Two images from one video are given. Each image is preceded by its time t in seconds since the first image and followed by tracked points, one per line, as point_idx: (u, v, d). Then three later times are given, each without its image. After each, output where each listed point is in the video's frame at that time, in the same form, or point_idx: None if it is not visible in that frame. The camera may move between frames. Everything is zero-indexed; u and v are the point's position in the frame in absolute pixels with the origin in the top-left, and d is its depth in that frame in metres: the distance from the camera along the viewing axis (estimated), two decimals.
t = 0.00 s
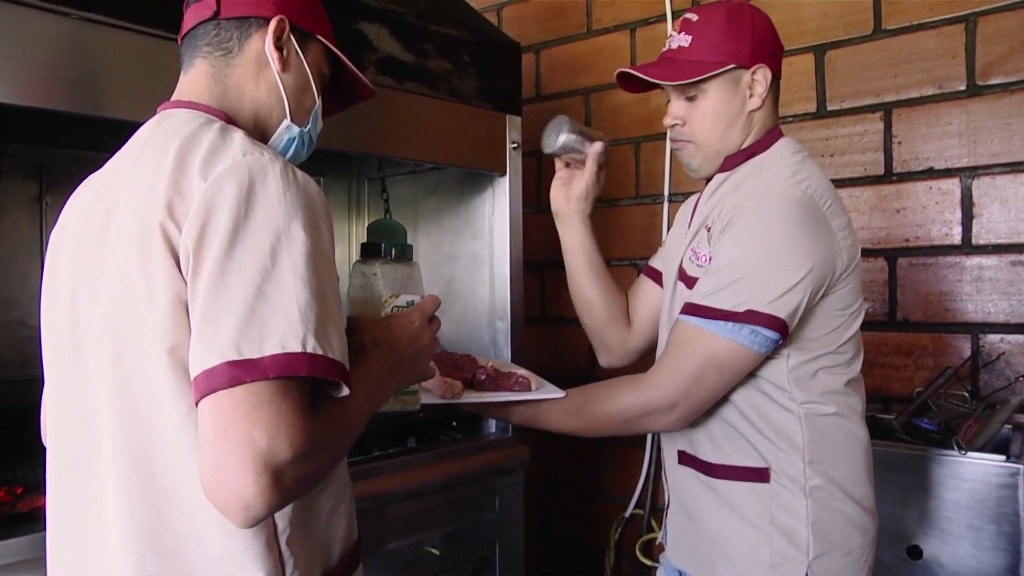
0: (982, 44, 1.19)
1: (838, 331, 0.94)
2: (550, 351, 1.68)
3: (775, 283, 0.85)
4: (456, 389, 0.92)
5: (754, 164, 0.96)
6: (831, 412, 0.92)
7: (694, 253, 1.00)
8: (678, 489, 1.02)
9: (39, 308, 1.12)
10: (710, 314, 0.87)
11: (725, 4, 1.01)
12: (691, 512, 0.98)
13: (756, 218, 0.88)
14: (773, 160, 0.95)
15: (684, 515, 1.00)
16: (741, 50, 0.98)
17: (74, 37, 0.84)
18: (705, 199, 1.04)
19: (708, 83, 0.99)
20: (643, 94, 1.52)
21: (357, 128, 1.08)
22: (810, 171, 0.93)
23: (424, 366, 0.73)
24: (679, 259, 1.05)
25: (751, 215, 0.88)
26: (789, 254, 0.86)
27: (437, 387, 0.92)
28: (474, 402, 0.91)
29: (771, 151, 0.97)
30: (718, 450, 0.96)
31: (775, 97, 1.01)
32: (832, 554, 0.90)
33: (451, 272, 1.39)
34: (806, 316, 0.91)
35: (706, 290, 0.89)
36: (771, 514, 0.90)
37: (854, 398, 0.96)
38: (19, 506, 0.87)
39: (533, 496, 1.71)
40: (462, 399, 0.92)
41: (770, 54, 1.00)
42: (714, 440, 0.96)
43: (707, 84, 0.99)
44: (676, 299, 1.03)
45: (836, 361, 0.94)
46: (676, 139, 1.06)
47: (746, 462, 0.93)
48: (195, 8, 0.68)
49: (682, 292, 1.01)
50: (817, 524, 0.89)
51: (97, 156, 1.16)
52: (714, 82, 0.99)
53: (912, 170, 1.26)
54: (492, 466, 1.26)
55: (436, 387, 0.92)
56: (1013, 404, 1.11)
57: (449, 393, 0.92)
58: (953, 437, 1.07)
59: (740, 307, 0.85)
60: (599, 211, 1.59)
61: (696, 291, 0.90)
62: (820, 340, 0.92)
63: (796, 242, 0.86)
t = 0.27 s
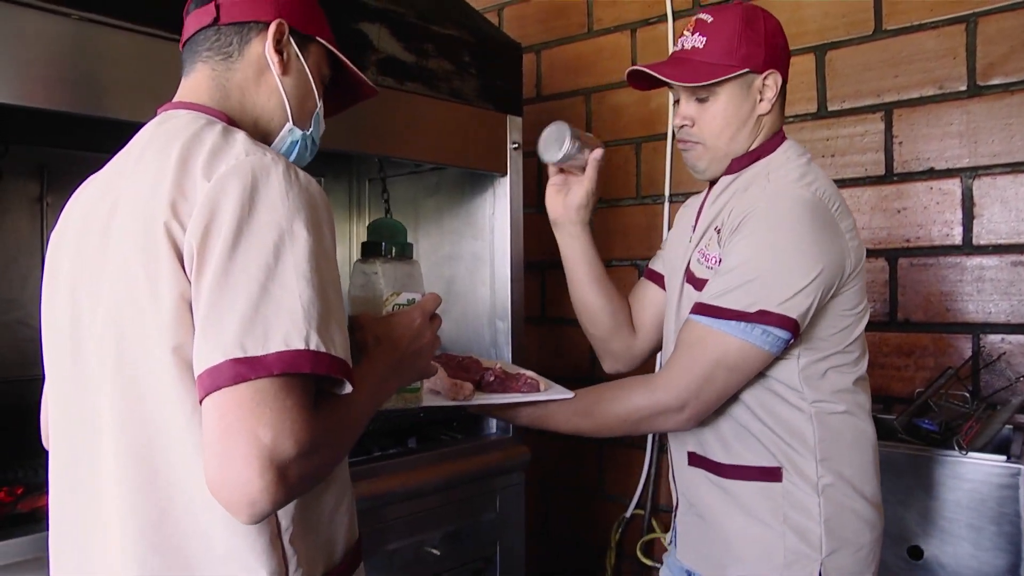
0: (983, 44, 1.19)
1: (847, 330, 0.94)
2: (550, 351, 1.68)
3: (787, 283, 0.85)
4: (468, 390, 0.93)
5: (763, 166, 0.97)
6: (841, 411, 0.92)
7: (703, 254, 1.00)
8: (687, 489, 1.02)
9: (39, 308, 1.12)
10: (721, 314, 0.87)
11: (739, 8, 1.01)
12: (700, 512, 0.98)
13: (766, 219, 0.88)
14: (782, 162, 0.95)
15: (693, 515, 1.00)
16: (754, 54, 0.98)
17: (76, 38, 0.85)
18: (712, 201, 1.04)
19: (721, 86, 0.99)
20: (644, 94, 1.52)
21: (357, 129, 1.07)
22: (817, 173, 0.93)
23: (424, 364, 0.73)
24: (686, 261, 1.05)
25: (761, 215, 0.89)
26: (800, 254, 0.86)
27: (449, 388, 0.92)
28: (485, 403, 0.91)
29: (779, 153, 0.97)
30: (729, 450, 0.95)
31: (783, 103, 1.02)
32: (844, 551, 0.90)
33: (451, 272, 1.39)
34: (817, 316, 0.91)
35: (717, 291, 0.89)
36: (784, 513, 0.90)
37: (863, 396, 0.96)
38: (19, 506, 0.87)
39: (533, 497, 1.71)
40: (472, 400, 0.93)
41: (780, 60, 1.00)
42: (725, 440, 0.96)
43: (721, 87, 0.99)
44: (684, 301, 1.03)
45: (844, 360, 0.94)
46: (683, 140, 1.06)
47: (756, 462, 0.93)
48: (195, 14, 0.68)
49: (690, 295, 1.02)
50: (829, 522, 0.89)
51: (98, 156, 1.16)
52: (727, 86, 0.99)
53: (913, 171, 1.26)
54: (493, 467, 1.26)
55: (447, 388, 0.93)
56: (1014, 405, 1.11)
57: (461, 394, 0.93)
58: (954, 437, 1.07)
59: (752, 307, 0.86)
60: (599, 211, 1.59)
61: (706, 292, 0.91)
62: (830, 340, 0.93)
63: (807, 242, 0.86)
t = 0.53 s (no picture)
0: (983, 45, 1.19)
1: (848, 331, 0.94)
2: (550, 351, 1.68)
3: (789, 284, 0.85)
4: (473, 391, 0.94)
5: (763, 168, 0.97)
6: (845, 411, 0.92)
7: (705, 257, 1.00)
8: (691, 491, 1.02)
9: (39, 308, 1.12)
10: (723, 315, 0.87)
11: (737, 12, 1.00)
12: (705, 513, 0.98)
13: (768, 221, 0.88)
14: (782, 164, 0.95)
15: (699, 516, 1.00)
16: (749, 59, 0.97)
17: (76, 39, 0.85)
18: (713, 204, 1.04)
19: (715, 89, 0.99)
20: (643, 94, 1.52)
21: (357, 131, 1.08)
22: (816, 174, 0.93)
23: (420, 362, 0.73)
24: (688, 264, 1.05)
25: (763, 217, 0.89)
26: (802, 255, 0.86)
27: (455, 390, 0.93)
28: (488, 403, 0.92)
29: (779, 155, 0.98)
30: (733, 452, 0.95)
31: (780, 107, 1.01)
32: (847, 551, 0.90)
33: (451, 272, 1.39)
34: (819, 317, 0.91)
35: (719, 293, 0.89)
36: (787, 513, 0.90)
37: (865, 396, 0.96)
38: (19, 506, 0.87)
39: (533, 497, 1.71)
40: (474, 400, 0.93)
41: (778, 65, 0.99)
42: (729, 442, 0.96)
43: (714, 90, 0.99)
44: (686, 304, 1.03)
45: (846, 361, 0.94)
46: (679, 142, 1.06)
47: (762, 462, 0.93)
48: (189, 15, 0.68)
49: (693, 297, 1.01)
50: (833, 521, 0.89)
51: (98, 157, 1.16)
52: (721, 90, 0.99)
53: (913, 171, 1.26)
54: (493, 467, 1.26)
55: (452, 389, 0.93)
56: (1014, 405, 1.11)
57: (466, 395, 0.93)
58: (954, 438, 1.07)
59: (754, 308, 0.86)
60: (599, 212, 1.59)
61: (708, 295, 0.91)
62: (832, 340, 0.93)
63: (808, 243, 0.86)
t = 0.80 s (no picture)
0: (982, 46, 1.19)
1: (842, 332, 0.94)
2: (550, 353, 1.68)
3: (783, 285, 0.85)
4: (470, 391, 0.93)
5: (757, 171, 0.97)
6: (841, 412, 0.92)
7: (699, 260, 1.00)
8: (689, 493, 1.02)
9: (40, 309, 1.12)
10: (716, 317, 0.87)
11: (733, 17, 1.00)
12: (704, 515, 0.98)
13: (762, 222, 0.88)
14: (776, 167, 0.95)
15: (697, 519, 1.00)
16: (739, 65, 0.97)
17: (77, 41, 0.85)
18: (707, 207, 1.04)
19: (705, 93, 1.00)
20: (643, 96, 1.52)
21: (357, 133, 1.08)
22: (809, 176, 0.94)
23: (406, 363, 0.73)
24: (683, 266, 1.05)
25: (757, 219, 0.89)
26: (795, 257, 0.86)
27: (452, 389, 0.93)
28: (486, 403, 0.92)
29: (773, 158, 0.98)
30: (730, 453, 0.95)
31: (773, 113, 1.01)
32: (846, 552, 0.90)
33: (451, 274, 1.39)
34: (813, 318, 0.91)
35: (712, 295, 0.89)
36: (784, 514, 0.90)
37: (860, 396, 0.96)
38: (19, 507, 0.88)
39: (533, 498, 1.71)
40: (472, 400, 0.93)
41: (770, 71, 0.99)
42: (725, 443, 0.96)
43: (704, 94, 1.00)
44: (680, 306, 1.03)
45: (841, 361, 0.94)
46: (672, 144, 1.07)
47: (758, 463, 0.93)
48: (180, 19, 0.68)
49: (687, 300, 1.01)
50: (829, 522, 0.89)
51: (98, 158, 1.16)
52: (711, 93, 0.99)
53: (913, 172, 1.26)
54: (493, 468, 1.25)
55: (450, 389, 0.93)
56: (1014, 406, 1.11)
57: (463, 395, 0.93)
58: (954, 439, 1.07)
59: (748, 310, 0.86)
60: (599, 213, 1.59)
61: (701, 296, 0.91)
62: (826, 342, 0.93)
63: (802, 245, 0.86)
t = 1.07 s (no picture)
0: (983, 50, 1.19)
1: (836, 337, 0.94)
2: (551, 358, 1.67)
3: (776, 291, 0.85)
4: (466, 389, 0.96)
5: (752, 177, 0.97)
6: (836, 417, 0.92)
7: (694, 266, 1.00)
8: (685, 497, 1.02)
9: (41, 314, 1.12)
10: (710, 322, 0.87)
11: (732, 24, 1.00)
12: (700, 516, 0.98)
13: (754, 228, 0.88)
14: (770, 173, 0.95)
15: (694, 521, 0.99)
16: (739, 71, 0.97)
17: (80, 47, 0.85)
18: (703, 214, 1.04)
19: (705, 99, 1.00)
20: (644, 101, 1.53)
21: (359, 139, 1.08)
22: (803, 182, 0.94)
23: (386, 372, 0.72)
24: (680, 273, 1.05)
25: (750, 225, 0.89)
26: (788, 262, 0.86)
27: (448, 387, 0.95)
28: (480, 402, 0.93)
29: (768, 165, 0.98)
30: (725, 457, 0.95)
31: (771, 119, 1.01)
32: (841, 555, 0.90)
33: (453, 279, 1.39)
34: (806, 324, 0.91)
35: (706, 301, 0.89)
36: (779, 518, 0.90)
37: (855, 401, 0.96)
38: (19, 513, 0.87)
39: (534, 503, 1.70)
40: (467, 398, 0.95)
41: (769, 78, 0.99)
42: (720, 447, 0.96)
43: (704, 100, 1.00)
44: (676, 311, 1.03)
45: (835, 366, 0.94)
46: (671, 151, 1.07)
47: (751, 466, 0.93)
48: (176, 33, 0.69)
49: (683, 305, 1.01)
50: (824, 527, 0.89)
51: (100, 163, 1.16)
52: (711, 100, 0.99)
53: (913, 177, 1.26)
54: (494, 473, 1.25)
55: (447, 386, 0.96)
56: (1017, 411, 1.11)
57: (458, 392, 0.95)
58: (956, 444, 1.07)
59: (741, 315, 0.86)
60: (600, 218, 1.60)
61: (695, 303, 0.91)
62: (820, 347, 0.92)
63: (795, 250, 0.86)
